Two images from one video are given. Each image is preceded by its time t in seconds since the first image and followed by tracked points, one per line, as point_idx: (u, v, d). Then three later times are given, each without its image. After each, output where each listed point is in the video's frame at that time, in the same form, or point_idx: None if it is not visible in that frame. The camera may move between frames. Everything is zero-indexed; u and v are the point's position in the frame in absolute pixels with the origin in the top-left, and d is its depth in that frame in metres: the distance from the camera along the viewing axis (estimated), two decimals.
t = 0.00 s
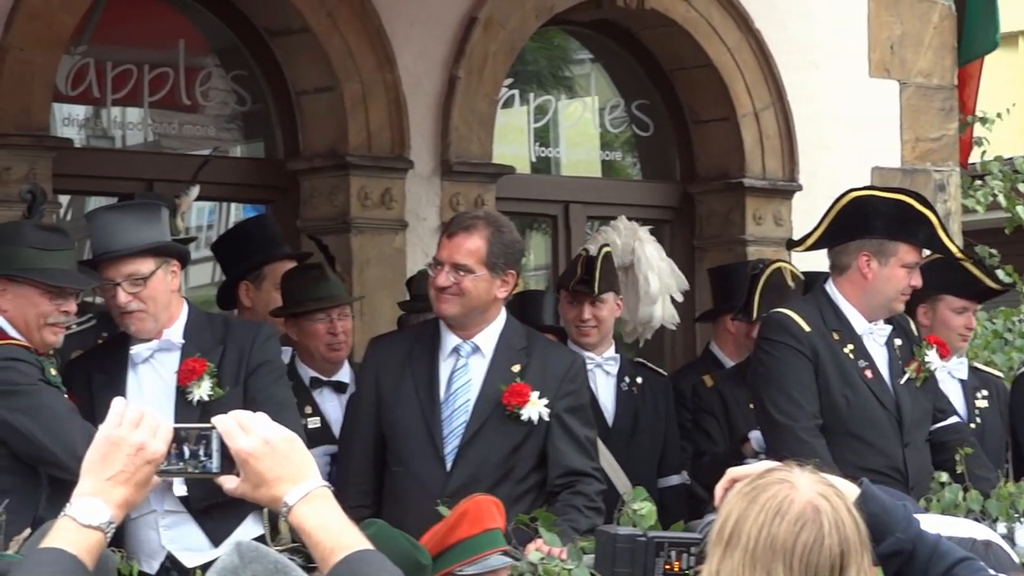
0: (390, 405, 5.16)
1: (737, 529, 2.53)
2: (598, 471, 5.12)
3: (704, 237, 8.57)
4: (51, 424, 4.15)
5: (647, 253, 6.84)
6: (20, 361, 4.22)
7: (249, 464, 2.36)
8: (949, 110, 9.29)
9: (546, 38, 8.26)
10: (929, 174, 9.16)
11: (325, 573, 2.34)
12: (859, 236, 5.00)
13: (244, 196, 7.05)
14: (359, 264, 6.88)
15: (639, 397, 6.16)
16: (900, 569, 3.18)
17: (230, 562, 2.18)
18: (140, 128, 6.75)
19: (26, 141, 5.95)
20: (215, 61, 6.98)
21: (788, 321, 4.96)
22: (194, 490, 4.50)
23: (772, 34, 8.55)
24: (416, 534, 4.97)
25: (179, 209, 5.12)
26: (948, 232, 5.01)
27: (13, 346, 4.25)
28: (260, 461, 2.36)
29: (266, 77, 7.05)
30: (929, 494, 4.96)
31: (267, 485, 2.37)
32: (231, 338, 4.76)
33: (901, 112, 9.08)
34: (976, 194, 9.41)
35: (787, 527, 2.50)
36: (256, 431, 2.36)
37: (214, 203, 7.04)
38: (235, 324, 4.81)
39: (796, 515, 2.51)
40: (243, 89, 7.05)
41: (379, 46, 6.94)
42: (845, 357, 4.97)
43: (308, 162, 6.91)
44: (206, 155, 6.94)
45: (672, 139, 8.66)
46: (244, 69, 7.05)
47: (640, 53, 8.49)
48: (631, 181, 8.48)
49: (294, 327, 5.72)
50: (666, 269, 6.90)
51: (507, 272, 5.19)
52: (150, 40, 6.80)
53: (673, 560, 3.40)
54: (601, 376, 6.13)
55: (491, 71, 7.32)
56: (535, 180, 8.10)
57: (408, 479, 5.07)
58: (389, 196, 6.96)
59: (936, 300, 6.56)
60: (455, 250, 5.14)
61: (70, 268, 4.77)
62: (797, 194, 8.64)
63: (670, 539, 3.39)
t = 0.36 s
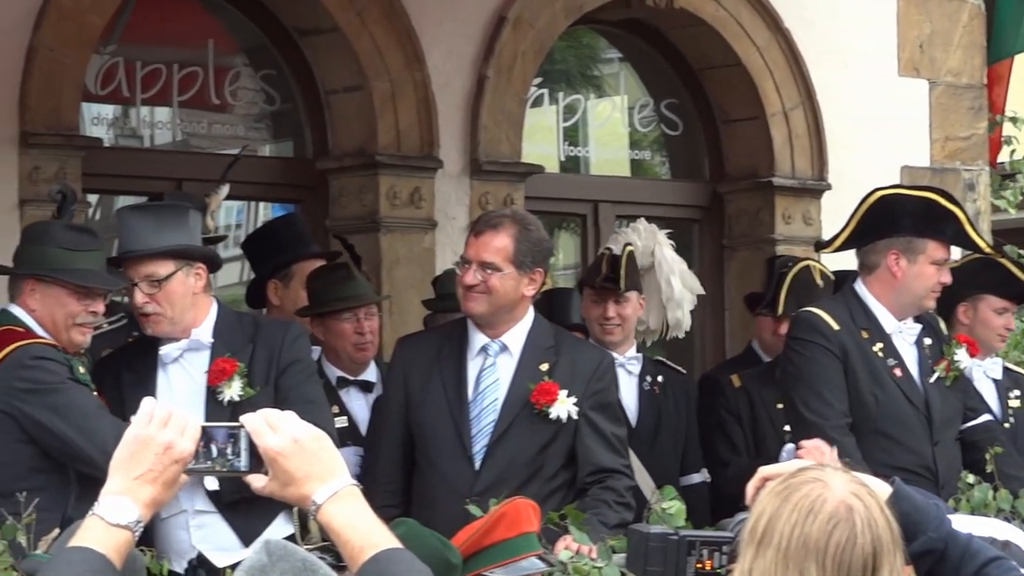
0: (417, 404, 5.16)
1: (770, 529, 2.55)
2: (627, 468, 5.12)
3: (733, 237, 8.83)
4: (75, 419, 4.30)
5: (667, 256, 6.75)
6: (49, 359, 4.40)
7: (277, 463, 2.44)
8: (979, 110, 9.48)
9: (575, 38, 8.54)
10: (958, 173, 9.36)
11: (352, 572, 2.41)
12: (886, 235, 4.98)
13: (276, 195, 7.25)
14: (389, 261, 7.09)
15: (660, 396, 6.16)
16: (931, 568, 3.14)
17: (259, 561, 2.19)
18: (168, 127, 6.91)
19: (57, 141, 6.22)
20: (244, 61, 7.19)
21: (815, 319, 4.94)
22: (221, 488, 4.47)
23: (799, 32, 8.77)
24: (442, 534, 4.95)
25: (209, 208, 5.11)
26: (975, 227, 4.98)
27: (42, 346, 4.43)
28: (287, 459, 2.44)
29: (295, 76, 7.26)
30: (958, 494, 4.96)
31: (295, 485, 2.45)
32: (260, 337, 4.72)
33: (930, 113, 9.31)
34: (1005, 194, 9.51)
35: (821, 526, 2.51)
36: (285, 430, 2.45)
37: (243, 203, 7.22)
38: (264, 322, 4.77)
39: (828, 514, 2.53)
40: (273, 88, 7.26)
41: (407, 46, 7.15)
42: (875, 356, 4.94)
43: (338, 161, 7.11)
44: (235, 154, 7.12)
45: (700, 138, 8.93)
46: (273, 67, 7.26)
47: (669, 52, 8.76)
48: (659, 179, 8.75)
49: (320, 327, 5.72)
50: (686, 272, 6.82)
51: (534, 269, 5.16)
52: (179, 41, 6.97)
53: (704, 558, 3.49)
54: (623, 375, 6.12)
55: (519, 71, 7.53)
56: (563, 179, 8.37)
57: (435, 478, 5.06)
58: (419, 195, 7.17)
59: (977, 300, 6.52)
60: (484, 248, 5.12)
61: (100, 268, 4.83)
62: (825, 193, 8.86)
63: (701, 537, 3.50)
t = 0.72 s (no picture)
0: (447, 401, 5.15)
1: (804, 525, 2.54)
2: (657, 464, 5.12)
3: (764, 234, 8.84)
4: (99, 417, 4.34)
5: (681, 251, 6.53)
6: (75, 358, 4.44)
7: (307, 462, 2.53)
8: (1009, 107, 9.63)
9: (606, 34, 8.54)
10: (989, 170, 9.50)
11: (382, 570, 2.51)
12: (922, 231, 4.99)
13: (306, 191, 7.27)
14: (418, 258, 7.09)
15: (687, 391, 6.15)
16: (966, 566, 3.14)
17: (288, 556, 2.47)
18: (199, 124, 6.93)
19: (87, 138, 6.24)
20: (275, 58, 7.20)
21: (849, 315, 4.94)
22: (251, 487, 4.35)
23: (830, 27, 8.78)
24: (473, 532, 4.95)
25: (239, 208, 5.14)
26: (1010, 221, 4.98)
27: (68, 343, 4.48)
28: (316, 459, 2.54)
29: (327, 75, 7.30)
30: (992, 491, 4.92)
31: (325, 483, 2.54)
32: (291, 336, 4.61)
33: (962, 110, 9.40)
34: None
35: (854, 522, 2.50)
36: (314, 430, 2.53)
37: (275, 200, 7.25)
38: (296, 321, 4.66)
39: (862, 511, 2.52)
40: (304, 85, 7.29)
41: (437, 42, 7.17)
42: (910, 354, 4.94)
43: (369, 158, 7.17)
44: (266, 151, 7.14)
45: (731, 135, 8.96)
46: (304, 65, 7.28)
47: (700, 49, 8.78)
48: (689, 176, 8.80)
49: (347, 324, 5.72)
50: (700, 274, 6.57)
51: (564, 265, 5.18)
52: (209, 37, 6.99)
53: (738, 556, 3.51)
54: (652, 373, 6.08)
55: (551, 69, 7.57)
56: (594, 175, 8.39)
57: (464, 474, 5.05)
58: (450, 192, 7.19)
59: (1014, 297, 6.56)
60: (517, 246, 5.12)
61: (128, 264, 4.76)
62: (858, 190, 8.92)
63: (735, 535, 3.51)
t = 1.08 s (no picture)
0: (484, 398, 5.16)
1: (843, 522, 2.54)
2: (693, 461, 5.11)
3: (800, 230, 8.88)
4: (135, 412, 4.33)
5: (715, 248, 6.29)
6: (109, 353, 4.42)
7: (343, 459, 2.53)
8: None
9: (641, 31, 8.63)
10: None
11: (418, 567, 2.47)
12: (963, 227, 4.98)
13: (340, 187, 7.34)
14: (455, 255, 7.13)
15: (724, 387, 6.17)
16: (1005, 562, 3.19)
17: (325, 552, 2.33)
18: (233, 121, 7.01)
19: (123, 134, 6.31)
20: (310, 54, 7.26)
21: (889, 311, 4.95)
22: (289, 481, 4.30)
23: (868, 25, 8.82)
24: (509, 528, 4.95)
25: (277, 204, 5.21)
26: None
27: (102, 339, 4.46)
28: (353, 456, 2.53)
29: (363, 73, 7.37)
30: None
31: (361, 480, 2.53)
32: (331, 332, 4.60)
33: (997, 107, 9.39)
34: None
35: (894, 519, 2.50)
36: (350, 427, 2.53)
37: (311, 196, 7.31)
38: (335, 317, 4.64)
39: (901, 507, 2.52)
40: (339, 80, 7.36)
41: (471, 39, 7.20)
42: (950, 350, 4.94)
43: (404, 154, 7.21)
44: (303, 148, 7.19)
45: (767, 132, 9.02)
46: (340, 61, 7.36)
47: (735, 45, 8.83)
48: (725, 173, 8.85)
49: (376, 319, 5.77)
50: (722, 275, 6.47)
51: (600, 262, 5.17)
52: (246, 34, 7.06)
53: (777, 552, 3.17)
54: (688, 369, 6.12)
55: (587, 64, 7.60)
56: (629, 173, 8.48)
57: (500, 471, 5.06)
58: (485, 188, 7.25)
59: None
60: (553, 242, 5.12)
61: (162, 260, 4.73)
62: (893, 187, 8.94)
63: (774, 531, 3.16)
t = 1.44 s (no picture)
0: (521, 395, 5.19)
1: (882, 519, 2.47)
2: (729, 458, 5.10)
3: (836, 227, 9.01)
4: (165, 410, 4.31)
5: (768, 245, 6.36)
6: (141, 350, 4.40)
7: (381, 456, 2.49)
8: None
9: (676, 29, 8.79)
10: None
11: (455, 565, 2.40)
12: (1003, 227, 4.98)
13: (377, 185, 7.59)
14: (490, 249, 7.37)
15: (770, 385, 6.13)
16: None
17: (361, 548, 2.32)
18: (268, 118, 7.25)
19: (160, 131, 6.50)
20: (346, 51, 7.50)
21: (929, 310, 4.98)
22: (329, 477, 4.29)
23: (904, 24, 8.96)
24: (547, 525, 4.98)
25: (314, 199, 5.12)
26: None
27: (134, 335, 4.44)
28: (390, 453, 2.49)
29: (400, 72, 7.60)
30: None
31: (399, 477, 2.49)
32: (371, 328, 4.57)
33: None
34: None
35: (932, 516, 2.43)
36: (388, 423, 2.50)
37: (346, 193, 7.55)
38: (376, 315, 4.61)
39: (940, 505, 2.44)
40: (376, 78, 7.58)
41: (509, 37, 7.41)
42: (988, 350, 4.96)
43: (440, 151, 7.42)
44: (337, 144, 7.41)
45: (802, 129, 9.17)
46: (375, 58, 7.58)
47: (770, 42, 9.00)
48: (760, 171, 8.98)
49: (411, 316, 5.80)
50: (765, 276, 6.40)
51: (636, 259, 5.17)
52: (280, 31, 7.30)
53: (814, 550, 3.00)
54: (733, 367, 6.11)
55: (621, 64, 7.79)
56: (666, 169, 8.63)
57: (538, 469, 5.08)
58: (520, 185, 7.45)
59: None
60: (589, 239, 5.13)
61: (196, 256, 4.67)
62: (930, 184, 9.08)
63: (813, 527, 2.99)
